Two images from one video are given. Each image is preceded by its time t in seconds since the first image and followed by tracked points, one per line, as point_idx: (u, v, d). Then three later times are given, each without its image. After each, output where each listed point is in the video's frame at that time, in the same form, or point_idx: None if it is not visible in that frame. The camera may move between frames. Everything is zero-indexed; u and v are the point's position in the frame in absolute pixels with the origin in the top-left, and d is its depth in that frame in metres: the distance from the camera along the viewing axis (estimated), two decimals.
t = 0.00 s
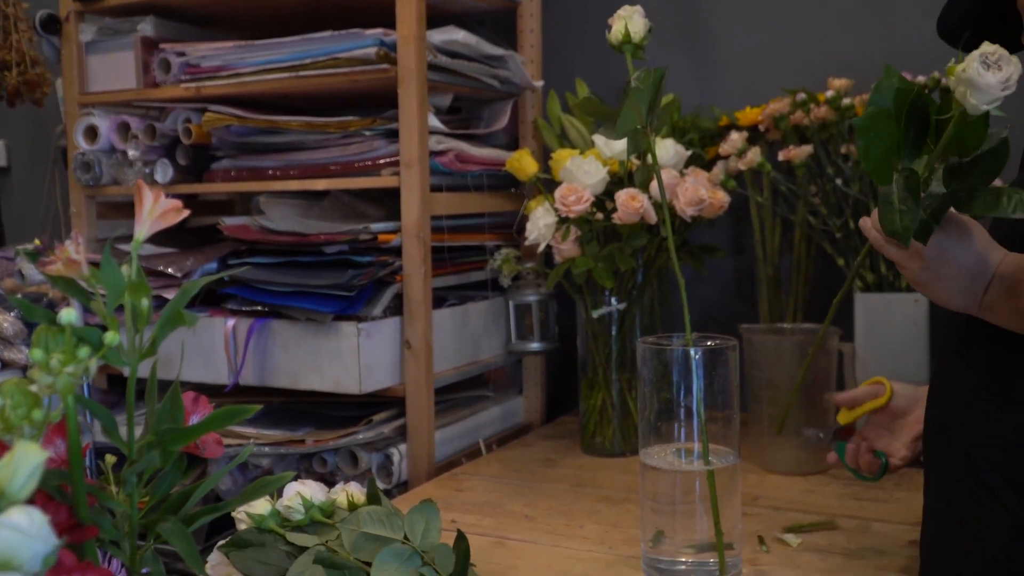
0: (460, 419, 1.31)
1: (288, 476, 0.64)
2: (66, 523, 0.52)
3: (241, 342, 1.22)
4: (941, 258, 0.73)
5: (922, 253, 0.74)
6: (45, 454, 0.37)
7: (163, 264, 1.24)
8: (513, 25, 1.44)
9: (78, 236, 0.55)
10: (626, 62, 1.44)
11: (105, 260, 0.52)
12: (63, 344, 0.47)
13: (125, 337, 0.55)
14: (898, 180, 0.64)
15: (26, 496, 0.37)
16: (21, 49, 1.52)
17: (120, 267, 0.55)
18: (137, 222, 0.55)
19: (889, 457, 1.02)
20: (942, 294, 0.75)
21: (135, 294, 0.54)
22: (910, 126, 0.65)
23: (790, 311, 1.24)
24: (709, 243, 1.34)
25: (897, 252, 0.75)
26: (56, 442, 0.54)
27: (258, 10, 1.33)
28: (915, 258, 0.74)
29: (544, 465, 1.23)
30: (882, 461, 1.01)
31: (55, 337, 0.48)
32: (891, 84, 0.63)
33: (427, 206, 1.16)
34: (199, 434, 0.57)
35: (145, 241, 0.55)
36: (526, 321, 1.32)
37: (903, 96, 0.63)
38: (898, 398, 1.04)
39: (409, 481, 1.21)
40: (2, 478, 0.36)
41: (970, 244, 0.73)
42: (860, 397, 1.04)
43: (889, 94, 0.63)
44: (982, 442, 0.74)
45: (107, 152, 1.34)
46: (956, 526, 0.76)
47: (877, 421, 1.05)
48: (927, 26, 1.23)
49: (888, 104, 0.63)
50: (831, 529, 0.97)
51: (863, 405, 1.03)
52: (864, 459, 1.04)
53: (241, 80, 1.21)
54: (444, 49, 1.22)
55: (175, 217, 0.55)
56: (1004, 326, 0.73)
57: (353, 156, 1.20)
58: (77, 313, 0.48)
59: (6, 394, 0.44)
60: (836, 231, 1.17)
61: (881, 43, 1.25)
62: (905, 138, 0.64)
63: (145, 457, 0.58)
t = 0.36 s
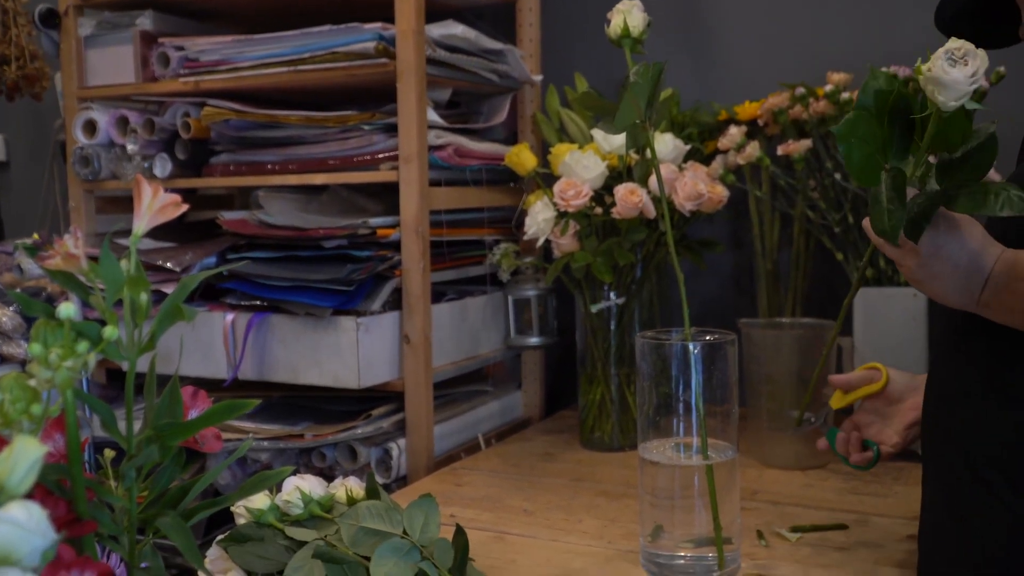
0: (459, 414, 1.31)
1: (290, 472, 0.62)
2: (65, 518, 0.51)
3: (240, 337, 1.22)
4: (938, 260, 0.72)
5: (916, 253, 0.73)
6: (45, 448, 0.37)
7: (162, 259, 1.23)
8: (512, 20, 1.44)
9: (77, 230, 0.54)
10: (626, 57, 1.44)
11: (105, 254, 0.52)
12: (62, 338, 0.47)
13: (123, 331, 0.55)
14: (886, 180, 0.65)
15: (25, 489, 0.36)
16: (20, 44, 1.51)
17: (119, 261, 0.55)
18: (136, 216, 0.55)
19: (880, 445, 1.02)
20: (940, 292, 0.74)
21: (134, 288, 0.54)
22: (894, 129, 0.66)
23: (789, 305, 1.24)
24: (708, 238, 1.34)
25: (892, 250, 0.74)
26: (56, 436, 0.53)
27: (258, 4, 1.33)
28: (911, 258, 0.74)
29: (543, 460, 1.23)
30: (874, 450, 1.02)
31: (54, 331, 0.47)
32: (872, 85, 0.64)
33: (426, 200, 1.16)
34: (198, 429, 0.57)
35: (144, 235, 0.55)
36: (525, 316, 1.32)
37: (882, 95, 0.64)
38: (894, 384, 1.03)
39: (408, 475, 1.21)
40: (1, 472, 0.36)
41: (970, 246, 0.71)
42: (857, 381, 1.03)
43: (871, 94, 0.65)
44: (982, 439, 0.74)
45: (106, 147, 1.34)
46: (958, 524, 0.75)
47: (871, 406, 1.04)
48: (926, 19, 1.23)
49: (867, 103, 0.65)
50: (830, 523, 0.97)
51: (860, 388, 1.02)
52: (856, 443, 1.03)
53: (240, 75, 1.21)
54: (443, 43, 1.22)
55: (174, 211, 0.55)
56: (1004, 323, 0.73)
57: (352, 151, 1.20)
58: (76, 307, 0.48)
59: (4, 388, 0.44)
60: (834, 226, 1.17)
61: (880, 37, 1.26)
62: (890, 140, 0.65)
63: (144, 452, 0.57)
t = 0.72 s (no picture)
0: (458, 412, 1.31)
1: (288, 471, 0.61)
2: (64, 516, 0.51)
3: (240, 335, 1.22)
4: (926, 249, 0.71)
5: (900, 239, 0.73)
6: (44, 446, 0.37)
7: (161, 257, 1.23)
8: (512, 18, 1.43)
9: (76, 228, 0.54)
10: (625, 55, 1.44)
11: (104, 253, 0.52)
12: (61, 336, 0.47)
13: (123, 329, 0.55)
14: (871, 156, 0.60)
15: (25, 487, 0.36)
16: (19, 42, 1.51)
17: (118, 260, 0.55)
18: (135, 214, 0.55)
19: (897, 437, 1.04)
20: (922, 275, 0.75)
21: (133, 286, 0.54)
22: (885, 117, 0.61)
23: (788, 304, 1.24)
24: (707, 236, 1.34)
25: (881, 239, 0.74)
26: (55, 435, 0.54)
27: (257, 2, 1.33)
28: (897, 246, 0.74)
29: (542, 458, 1.23)
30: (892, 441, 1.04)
31: (53, 329, 0.47)
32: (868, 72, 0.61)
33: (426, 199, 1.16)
34: (197, 427, 0.57)
35: (142, 234, 0.55)
36: (525, 314, 1.32)
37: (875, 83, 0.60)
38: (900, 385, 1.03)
39: (408, 473, 1.21)
40: (1, 470, 0.36)
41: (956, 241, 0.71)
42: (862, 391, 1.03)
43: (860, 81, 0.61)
44: (981, 439, 0.74)
45: (105, 145, 1.33)
46: (957, 524, 0.75)
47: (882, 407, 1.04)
48: (926, 17, 1.23)
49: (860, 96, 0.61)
50: (829, 521, 0.97)
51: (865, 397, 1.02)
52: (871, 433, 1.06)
53: (239, 73, 1.21)
54: (443, 42, 1.22)
55: (173, 210, 0.55)
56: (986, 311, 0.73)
57: (351, 149, 1.20)
58: (75, 305, 0.48)
59: (3, 387, 0.44)
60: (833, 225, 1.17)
61: (880, 34, 1.25)
62: (877, 126, 0.61)
63: (143, 450, 0.57)
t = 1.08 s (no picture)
0: (458, 412, 1.31)
1: (288, 471, 0.61)
2: (64, 516, 0.51)
3: (240, 336, 1.22)
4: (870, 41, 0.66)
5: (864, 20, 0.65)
6: (44, 446, 0.37)
7: (161, 257, 1.23)
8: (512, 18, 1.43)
9: (75, 228, 0.54)
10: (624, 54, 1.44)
11: (103, 253, 0.52)
12: (61, 337, 0.47)
13: (122, 330, 0.55)
14: None
15: (25, 488, 0.36)
16: (18, 42, 1.50)
17: (117, 260, 0.55)
18: (134, 214, 0.55)
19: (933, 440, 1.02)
20: (877, 74, 0.67)
21: (132, 286, 0.54)
22: None
23: (788, 303, 1.24)
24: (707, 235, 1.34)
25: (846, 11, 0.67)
26: (55, 435, 0.54)
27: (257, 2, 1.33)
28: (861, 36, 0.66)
29: (542, 458, 1.23)
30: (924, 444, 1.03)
31: (52, 330, 0.47)
32: None
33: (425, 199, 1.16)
34: (197, 427, 0.57)
35: (142, 233, 0.55)
36: (524, 314, 1.32)
37: None
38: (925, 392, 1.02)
39: (407, 474, 1.21)
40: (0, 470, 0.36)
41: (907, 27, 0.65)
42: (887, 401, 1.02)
43: None
44: (977, 440, 0.74)
45: (105, 145, 1.33)
46: (957, 524, 0.75)
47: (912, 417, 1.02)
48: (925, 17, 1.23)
49: None
50: (828, 522, 0.97)
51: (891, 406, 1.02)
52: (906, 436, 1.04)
53: (239, 73, 1.21)
54: (442, 42, 1.22)
55: (172, 210, 0.55)
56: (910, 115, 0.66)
57: (351, 149, 1.20)
58: (74, 306, 0.48)
59: (3, 387, 0.44)
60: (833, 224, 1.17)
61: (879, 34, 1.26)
62: None
63: (143, 450, 0.57)
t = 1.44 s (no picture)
0: (457, 413, 1.31)
1: (288, 471, 0.61)
2: (63, 517, 0.51)
3: (239, 336, 1.22)
4: None
5: None
6: (44, 447, 0.37)
7: (160, 258, 1.23)
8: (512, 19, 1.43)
9: (75, 229, 0.54)
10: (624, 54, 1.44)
11: (102, 253, 0.52)
12: (60, 337, 0.47)
13: (121, 331, 0.55)
14: None
15: (24, 488, 0.36)
16: (18, 42, 1.50)
17: (117, 260, 0.55)
18: (134, 215, 0.55)
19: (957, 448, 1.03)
20: (829, 26, 0.72)
21: (131, 287, 0.54)
22: None
23: (787, 304, 1.24)
24: (707, 235, 1.34)
25: None
26: (55, 435, 0.54)
27: (258, 3, 1.33)
28: None
29: (542, 459, 1.23)
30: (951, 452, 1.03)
31: (52, 331, 0.47)
32: None
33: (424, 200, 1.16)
34: (196, 428, 0.57)
35: (141, 234, 0.55)
36: (523, 315, 1.32)
37: None
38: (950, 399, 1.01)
39: (407, 474, 1.21)
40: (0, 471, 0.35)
41: None
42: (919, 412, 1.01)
43: None
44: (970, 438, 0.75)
45: (104, 145, 1.33)
46: (948, 522, 0.75)
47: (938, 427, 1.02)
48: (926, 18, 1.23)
49: None
50: (827, 522, 0.97)
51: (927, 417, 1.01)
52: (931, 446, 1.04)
53: (238, 73, 1.21)
54: (442, 42, 1.22)
55: (172, 211, 0.55)
56: (861, 64, 0.71)
57: (350, 150, 1.19)
58: (73, 306, 0.48)
59: (3, 387, 0.44)
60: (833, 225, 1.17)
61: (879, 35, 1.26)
62: None
63: (142, 451, 0.57)
